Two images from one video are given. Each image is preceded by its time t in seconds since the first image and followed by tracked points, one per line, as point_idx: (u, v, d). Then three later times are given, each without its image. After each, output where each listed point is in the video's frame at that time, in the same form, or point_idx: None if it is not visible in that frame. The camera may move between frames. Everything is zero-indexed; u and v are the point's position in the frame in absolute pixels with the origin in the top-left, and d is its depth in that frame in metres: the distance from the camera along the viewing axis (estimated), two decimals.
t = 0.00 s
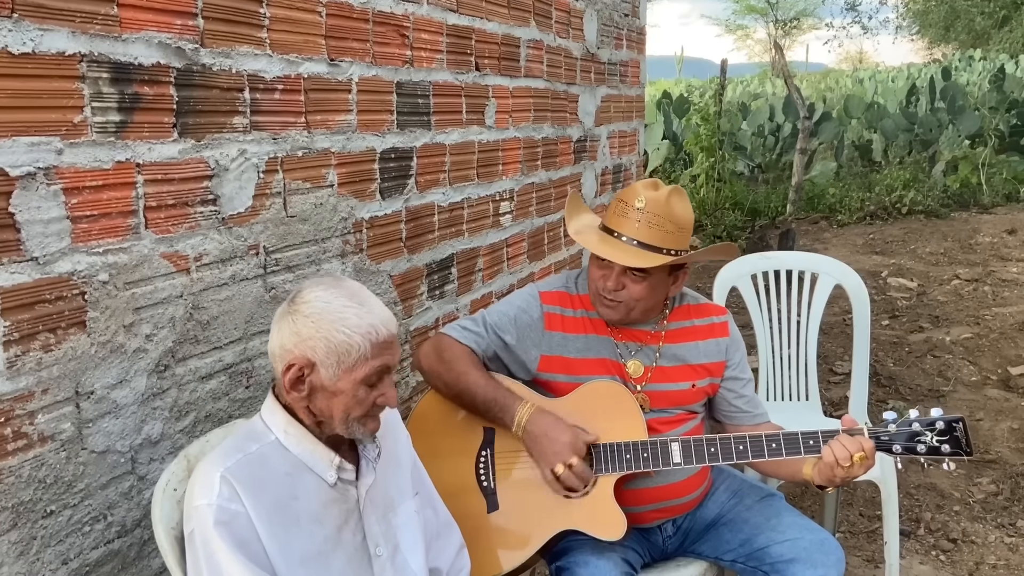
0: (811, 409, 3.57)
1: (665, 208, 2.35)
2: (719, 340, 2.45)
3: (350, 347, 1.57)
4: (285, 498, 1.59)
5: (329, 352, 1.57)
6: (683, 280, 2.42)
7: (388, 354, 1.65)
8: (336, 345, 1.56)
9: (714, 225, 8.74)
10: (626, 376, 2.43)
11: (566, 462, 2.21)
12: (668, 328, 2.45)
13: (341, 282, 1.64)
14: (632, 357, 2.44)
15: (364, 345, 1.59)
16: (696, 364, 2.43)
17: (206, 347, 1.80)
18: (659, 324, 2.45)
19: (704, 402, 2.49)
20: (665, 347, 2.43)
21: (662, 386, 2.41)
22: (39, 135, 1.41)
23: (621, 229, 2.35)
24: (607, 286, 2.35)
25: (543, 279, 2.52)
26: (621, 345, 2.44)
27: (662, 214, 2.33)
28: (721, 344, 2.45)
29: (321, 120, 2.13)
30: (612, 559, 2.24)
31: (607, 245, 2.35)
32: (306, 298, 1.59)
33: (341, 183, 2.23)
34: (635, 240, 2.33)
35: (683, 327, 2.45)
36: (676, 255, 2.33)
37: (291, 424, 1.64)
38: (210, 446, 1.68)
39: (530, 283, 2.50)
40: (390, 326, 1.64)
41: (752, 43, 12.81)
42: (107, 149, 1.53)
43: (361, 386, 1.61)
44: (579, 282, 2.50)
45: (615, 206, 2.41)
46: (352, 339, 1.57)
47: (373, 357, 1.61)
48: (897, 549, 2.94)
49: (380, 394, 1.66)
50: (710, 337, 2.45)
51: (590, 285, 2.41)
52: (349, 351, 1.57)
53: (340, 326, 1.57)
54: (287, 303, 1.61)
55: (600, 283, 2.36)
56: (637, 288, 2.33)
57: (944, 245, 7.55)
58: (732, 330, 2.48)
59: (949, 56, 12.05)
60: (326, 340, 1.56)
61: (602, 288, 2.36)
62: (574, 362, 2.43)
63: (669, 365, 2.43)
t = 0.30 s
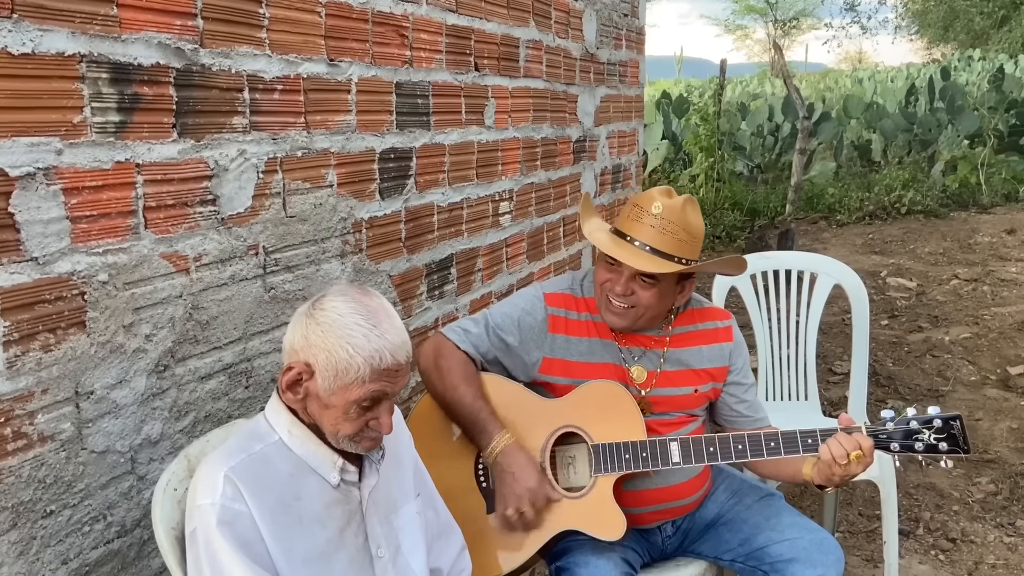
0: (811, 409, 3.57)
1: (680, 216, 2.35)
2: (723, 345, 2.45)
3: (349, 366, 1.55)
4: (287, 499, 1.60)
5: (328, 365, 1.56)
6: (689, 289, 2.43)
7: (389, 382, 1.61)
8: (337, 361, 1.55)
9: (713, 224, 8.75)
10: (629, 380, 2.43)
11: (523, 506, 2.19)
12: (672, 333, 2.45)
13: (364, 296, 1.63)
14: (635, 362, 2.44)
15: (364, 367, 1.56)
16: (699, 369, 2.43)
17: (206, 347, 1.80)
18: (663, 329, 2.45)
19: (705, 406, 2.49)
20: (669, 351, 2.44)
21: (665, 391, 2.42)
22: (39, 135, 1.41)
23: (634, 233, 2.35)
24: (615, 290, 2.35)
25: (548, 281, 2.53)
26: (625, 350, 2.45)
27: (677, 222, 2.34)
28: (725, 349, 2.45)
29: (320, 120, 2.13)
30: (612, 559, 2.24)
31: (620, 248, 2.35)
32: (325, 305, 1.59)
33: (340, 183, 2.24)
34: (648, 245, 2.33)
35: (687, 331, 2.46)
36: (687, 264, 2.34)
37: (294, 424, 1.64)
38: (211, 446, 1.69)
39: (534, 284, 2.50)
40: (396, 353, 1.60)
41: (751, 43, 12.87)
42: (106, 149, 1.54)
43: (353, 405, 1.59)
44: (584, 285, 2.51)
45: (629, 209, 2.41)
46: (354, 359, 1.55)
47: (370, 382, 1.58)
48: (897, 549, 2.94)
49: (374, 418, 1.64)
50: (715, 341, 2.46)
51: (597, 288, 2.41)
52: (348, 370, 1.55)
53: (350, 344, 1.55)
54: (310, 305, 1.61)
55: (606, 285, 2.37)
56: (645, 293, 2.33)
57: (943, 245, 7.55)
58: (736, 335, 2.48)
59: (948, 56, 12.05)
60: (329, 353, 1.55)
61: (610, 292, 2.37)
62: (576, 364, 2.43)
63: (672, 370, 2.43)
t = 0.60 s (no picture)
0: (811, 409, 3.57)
1: (669, 200, 2.38)
2: (716, 338, 2.45)
3: (348, 366, 1.56)
4: (287, 499, 1.60)
5: (328, 366, 1.56)
6: (684, 275, 2.44)
7: (388, 381, 1.61)
8: (336, 361, 1.55)
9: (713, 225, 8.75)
10: (625, 375, 2.43)
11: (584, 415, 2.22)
12: (665, 326, 2.45)
13: (361, 295, 1.63)
14: (629, 356, 2.44)
15: (363, 367, 1.57)
16: (693, 362, 2.43)
17: (206, 348, 1.80)
18: (656, 323, 2.45)
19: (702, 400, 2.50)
20: (662, 345, 2.44)
21: (661, 385, 2.42)
22: (39, 136, 1.41)
23: (626, 221, 2.35)
24: (613, 278, 2.35)
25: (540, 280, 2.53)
26: (619, 344, 2.45)
27: (668, 207, 2.36)
28: (718, 342, 2.45)
29: (320, 121, 2.13)
30: (613, 558, 2.24)
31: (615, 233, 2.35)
32: (323, 306, 1.59)
33: (340, 184, 2.24)
34: (642, 230, 2.33)
35: (680, 325, 2.45)
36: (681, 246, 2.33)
37: (294, 424, 1.64)
38: (211, 446, 1.69)
39: (528, 284, 2.50)
40: (395, 353, 1.60)
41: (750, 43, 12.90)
42: (107, 150, 1.54)
43: (353, 406, 1.59)
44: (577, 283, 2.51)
45: (618, 199, 2.42)
46: (353, 358, 1.55)
47: (370, 382, 1.58)
48: (896, 549, 2.94)
49: (373, 417, 1.64)
50: (707, 335, 2.45)
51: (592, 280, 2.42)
52: (347, 370, 1.56)
53: (348, 343, 1.55)
54: (308, 305, 1.62)
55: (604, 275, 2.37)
56: (643, 279, 2.34)
57: (943, 245, 7.55)
58: (728, 328, 2.48)
59: (948, 56, 12.05)
60: (328, 353, 1.55)
61: (607, 281, 2.37)
62: (572, 361, 2.43)
63: (666, 364, 2.43)
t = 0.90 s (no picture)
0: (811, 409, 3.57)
1: (664, 189, 2.38)
2: (715, 335, 2.45)
3: (364, 348, 1.59)
4: (286, 500, 1.60)
5: (343, 355, 1.58)
6: (683, 263, 2.48)
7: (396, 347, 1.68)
8: (350, 346, 1.58)
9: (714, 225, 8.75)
10: (625, 372, 2.43)
11: (556, 483, 2.20)
12: (665, 322, 2.45)
13: (335, 284, 1.64)
14: (630, 352, 2.44)
15: (377, 343, 1.61)
16: (693, 359, 2.43)
17: (206, 348, 1.80)
18: (656, 318, 2.46)
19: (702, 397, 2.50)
20: (662, 340, 2.44)
21: (660, 381, 2.41)
22: (39, 136, 1.41)
23: (624, 213, 2.36)
24: (614, 271, 2.36)
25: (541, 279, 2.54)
26: (620, 341, 2.45)
27: (664, 196, 2.37)
28: (717, 338, 2.45)
29: (320, 121, 2.13)
30: (613, 559, 2.24)
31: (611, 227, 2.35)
32: (307, 304, 1.58)
33: (340, 184, 2.24)
34: (640, 221, 2.34)
35: (680, 322, 2.45)
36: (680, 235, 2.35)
37: (292, 426, 1.64)
38: (211, 447, 1.69)
39: (528, 282, 2.50)
40: (395, 321, 1.66)
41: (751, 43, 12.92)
42: (107, 150, 1.54)
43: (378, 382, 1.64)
44: (577, 280, 2.52)
45: (614, 192, 2.43)
46: (367, 338, 1.59)
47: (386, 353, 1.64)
48: (897, 550, 2.94)
49: (394, 386, 1.70)
50: (706, 332, 2.45)
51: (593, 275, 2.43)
52: (365, 351, 1.59)
53: (354, 326, 1.58)
54: (289, 311, 1.59)
55: (606, 270, 2.38)
56: (646, 270, 2.35)
57: (944, 245, 7.55)
58: (727, 325, 2.48)
59: (948, 57, 12.05)
60: (340, 342, 1.57)
61: (608, 275, 2.38)
62: (573, 359, 2.43)
63: (666, 360, 2.43)
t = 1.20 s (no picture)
0: (813, 410, 3.56)
1: (672, 215, 2.34)
2: (719, 343, 2.45)
3: (358, 334, 1.60)
4: (286, 501, 1.60)
5: (338, 343, 1.58)
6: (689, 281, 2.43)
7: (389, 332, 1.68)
8: (343, 334, 1.58)
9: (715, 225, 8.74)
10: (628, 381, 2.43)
11: (541, 499, 2.21)
12: (670, 330, 2.45)
13: (323, 278, 1.65)
14: (634, 362, 2.43)
15: (369, 329, 1.62)
16: (697, 367, 2.43)
17: (207, 349, 1.80)
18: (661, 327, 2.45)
19: (704, 404, 2.48)
20: (667, 349, 2.43)
21: (663, 389, 2.41)
22: (40, 137, 1.41)
23: (634, 245, 2.32)
24: (628, 301, 2.33)
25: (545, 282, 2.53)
26: (625, 350, 2.44)
27: (671, 223, 2.33)
28: (722, 347, 2.45)
29: (321, 122, 2.13)
30: (614, 560, 2.23)
31: (619, 266, 2.31)
32: (294, 299, 1.59)
33: (341, 185, 2.23)
34: (650, 253, 2.31)
35: (685, 330, 2.45)
36: (688, 265, 2.35)
37: (292, 427, 1.64)
38: (211, 447, 1.69)
39: (533, 285, 2.50)
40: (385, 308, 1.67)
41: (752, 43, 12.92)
42: (108, 151, 1.54)
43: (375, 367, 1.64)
44: (581, 285, 2.51)
45: (620, 220, 2.38)
46: (359, 325, 1.60)
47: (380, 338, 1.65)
48: (898, 550, 2.93)
49: (393, 373, 1.70)
50: (711, 339, 2.45)
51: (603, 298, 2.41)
52: (358, 337, 1.60)
53: (345, 315, 1.59)
54: (278, 309, 1.60)
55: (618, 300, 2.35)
56: (658, 298, 2.33)
57: (945, 245, 7.55)
58: (732, 332, 2.48)
59: (950, 57, 12.05)
60: (334, 332, 1.57)
61: (618, 305, 2.37)
62: (575, 365, 2.44)
63: (671, 369, 2.42)
